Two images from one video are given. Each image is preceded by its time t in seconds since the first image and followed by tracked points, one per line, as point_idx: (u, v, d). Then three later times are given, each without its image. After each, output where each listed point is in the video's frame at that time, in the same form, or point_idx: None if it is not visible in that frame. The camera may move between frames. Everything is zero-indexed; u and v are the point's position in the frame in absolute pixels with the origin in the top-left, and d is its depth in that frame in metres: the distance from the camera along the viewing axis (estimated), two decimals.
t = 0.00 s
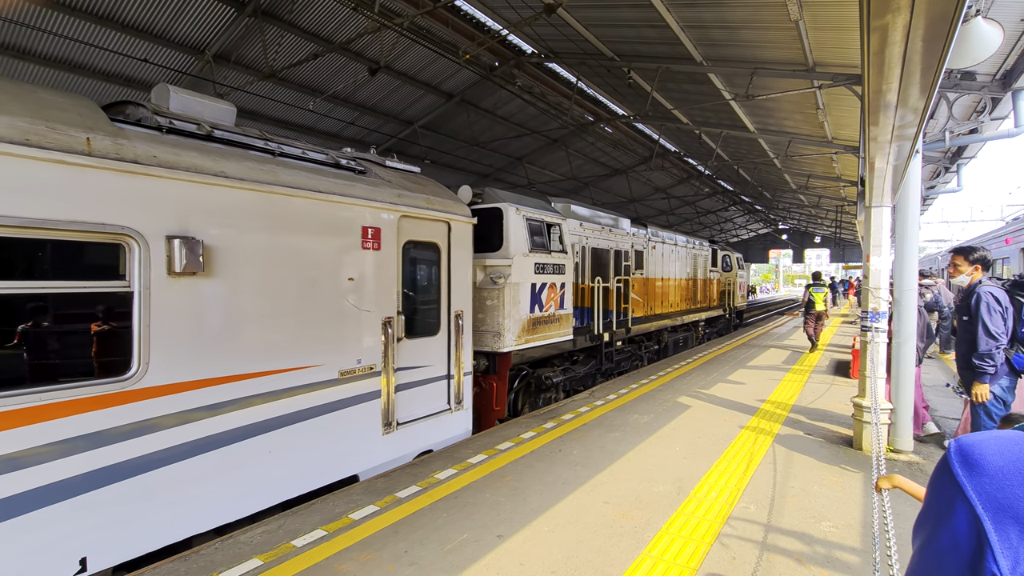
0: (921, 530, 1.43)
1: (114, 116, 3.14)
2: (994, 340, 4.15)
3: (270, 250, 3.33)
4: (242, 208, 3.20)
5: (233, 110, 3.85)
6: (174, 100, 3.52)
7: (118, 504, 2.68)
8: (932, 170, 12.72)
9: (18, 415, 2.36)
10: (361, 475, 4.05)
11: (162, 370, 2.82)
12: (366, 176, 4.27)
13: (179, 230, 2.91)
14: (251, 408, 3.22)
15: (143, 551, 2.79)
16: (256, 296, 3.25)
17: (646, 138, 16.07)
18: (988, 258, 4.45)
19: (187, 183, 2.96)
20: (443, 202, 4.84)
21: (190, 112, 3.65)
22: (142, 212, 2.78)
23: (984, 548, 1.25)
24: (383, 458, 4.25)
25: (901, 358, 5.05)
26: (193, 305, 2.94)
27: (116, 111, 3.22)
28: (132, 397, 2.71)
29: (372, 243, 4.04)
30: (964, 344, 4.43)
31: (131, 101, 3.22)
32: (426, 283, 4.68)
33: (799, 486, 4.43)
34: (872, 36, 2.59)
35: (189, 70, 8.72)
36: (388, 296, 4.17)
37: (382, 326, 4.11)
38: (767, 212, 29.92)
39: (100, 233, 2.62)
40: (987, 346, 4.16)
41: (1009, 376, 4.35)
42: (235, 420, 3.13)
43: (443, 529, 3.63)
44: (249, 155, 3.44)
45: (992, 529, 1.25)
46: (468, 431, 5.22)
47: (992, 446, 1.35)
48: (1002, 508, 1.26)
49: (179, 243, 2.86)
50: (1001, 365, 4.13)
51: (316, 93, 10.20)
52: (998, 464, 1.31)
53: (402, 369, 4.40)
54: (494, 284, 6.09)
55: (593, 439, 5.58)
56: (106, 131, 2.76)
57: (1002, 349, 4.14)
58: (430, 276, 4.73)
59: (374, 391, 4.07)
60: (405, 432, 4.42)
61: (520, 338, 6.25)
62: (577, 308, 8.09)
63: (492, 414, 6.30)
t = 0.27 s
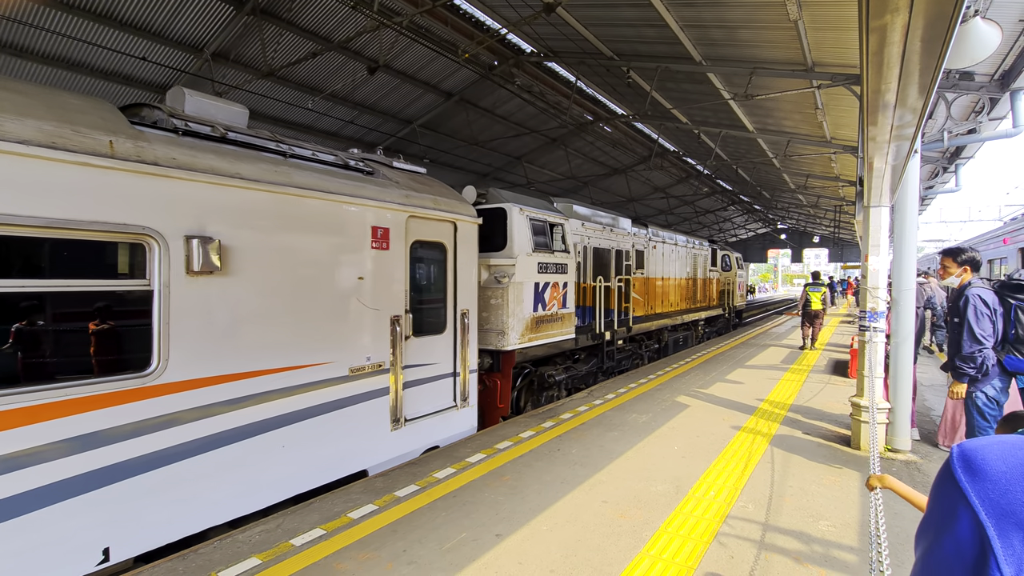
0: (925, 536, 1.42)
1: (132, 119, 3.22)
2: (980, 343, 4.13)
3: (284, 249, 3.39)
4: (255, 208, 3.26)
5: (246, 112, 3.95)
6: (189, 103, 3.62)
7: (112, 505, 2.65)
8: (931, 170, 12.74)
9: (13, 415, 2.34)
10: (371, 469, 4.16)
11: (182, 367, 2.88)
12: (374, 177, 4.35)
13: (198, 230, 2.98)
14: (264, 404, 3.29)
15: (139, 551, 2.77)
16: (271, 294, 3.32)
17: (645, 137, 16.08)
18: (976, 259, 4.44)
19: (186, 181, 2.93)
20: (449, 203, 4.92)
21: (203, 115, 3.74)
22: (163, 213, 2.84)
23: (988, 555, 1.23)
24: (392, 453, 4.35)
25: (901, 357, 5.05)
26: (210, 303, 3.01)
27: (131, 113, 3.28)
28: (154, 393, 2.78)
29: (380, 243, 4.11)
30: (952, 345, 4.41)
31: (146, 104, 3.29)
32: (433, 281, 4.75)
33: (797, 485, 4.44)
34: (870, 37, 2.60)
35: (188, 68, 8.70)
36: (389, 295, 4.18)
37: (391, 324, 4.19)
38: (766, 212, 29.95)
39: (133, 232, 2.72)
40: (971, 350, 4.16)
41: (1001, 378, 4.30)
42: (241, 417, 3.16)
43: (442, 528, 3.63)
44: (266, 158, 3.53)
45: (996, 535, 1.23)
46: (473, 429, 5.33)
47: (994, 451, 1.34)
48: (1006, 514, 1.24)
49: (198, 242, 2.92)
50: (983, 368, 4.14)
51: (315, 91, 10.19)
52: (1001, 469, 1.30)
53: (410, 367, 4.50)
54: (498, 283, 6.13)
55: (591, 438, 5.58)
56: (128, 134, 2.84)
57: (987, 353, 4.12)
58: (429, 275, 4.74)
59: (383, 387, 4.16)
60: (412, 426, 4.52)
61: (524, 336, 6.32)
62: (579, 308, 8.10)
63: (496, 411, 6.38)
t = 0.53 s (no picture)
0: (930, 543, 1.46)
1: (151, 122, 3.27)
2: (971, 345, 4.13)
3: (298, 249, 3.46)
4: (267, 208, 3.31)
5: (260, 116, 4.02)
6: (206, 106, 3.65)
7: (109, 505, 2.64)
8: (930, 170, 12.74)
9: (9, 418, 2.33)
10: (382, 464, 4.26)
11: (201, 364, 2.96)
12: (383, 178, 4.38)
13: (217, 230, 3.05)
14: (280, 400, 3.37)
15: (136, 550, 2.77)
16: (287, 292, 3.39)
17: (645, 137, 16.07)
18: (967, 261, 4.40)
19: (185, 180, 2.92)
20: (457, 204, 4.98)
21: (218, 117, 3.78)
22: (183, 213, 2.91)
23: (993, 563, 1.27)
24: (402, 448, 4.42)
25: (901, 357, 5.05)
26: (229, 301, 3.08)
27: (149, 116, 3.30)
28: (174, 388, 2.86)
29: (388, 242, 4.15)
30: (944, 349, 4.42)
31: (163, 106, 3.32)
32: (441, 280, 4.81)
33: (796, 485, 4.44)
34: (871, 36, 2.60)
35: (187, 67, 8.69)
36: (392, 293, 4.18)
37: (400, 322, 4.26)
38: (766, 211, 29.93)
39: (156, 231, 2.80)
40: (963, 352, 4.15)
41: (998, 380, 4.30)
42: (246, 416, 3.19)
43: (441, 527, 3.63)
44: (281, 160, 3.57)
45: (1000, 543, 1.27)
46: (480, 425, 5.43)
47: (998, 457, 1.38)
48: (1010, 522, 1.28)
49: (217, 242, 3.00)
50: (977, 370, 4.11)
51: (315, 90, 10.19)
52: (1005, 476, 1.33)
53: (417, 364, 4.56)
54: (501, 283, 6.22)
55: (591, 437, 5.59)
56: (150, 137, 2.89)
57: (979, 354, 4.11)
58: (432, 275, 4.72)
59: (393, 385, 4.23)
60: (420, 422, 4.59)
61: (529, 335, 6.38)
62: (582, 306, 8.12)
63: (500, 408, 6.48)
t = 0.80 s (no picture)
0: (929, 544, 1.47)
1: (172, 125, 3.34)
2: (970, 345, 4.10)
3: (314, 250, 3.55)
4: (279, 209, 3.36)
5: (275, 119, 4.03)
6: (224, 109, 3.68)
7: (107, 506, 2.62)
8: (931, 169, 12.73)
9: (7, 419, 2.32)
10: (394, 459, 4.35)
11: (223, 361, 3.05)
12: (394, 180, 4.46)
13: (238, 231, 3.15)
14: (298, 396, 3.46)
15: (135, 551, 2.76)
16: (304, 291, 3.49)
17: (646, 136, 16.06)
18: (964, 261, 4.37)
19: (184, 179, 2.91)
20: (466, 204, 5.06)
21: (236, 121, 3.80)
22: (206, 215, 3.00)
23: (991, 567, 1.28)
24: (413, 444, 4.51)
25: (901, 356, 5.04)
26: (249, 301, 3.18)
27: (168, 120, 3.38)
28: (199, 383, 2.95)
29: (398, 242, 4.22)
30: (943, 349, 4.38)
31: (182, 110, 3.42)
32: (450, 280, 4.90)
33: (797, 485, 4.44)
34: (871, 36, 2.59)
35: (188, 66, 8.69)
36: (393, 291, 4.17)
37: (411, 321, 4.35)
38: (767, 211, 29.90)
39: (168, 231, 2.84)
40: (963, 353, 4.11)
41: (999, 379, 4.29)
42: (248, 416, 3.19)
43: (441, 527, 3.63)
44: (302, 163, 3.67)
45: (997, 547, 1.28)
46: (486, 422, 5.51)
47: (998, 461, 1.38)
48: (1008, 526, 1.29)
49: (239, 243, 3.09)
50: (978, 370, 4.08)
51: (315, 90, 10.19)
52: (1005, 480, 1.34)
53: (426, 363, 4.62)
54: (506, 284, 6.23)
55: (591, 437, 5.59)
56: (174, 141, 2.97)
57: (979, 354, 4.08)
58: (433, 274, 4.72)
59: (404, 382, 4.32)
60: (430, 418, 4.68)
61: (535, 333, 6.42)
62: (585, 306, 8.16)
63: (507, 406, 6.57)
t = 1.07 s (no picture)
0: (930, 545, 1.50)
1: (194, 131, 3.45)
2: (972, 347, 4.09)
3: (328, 251, 3.64)
4: (288, 211, 3.41)
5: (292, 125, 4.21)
6: (243, 115, 3.87)
7: (104, 507, 2.62)
8: (933, 169, 12.71)
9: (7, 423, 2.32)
10: (405, 455, 4.48)
11: (244, 359, 3.17)
12: (404, 182, 4.55)
13: (259, 233, 3.26)
14: (316, 392, 3.58)
15: (134, 551, 2.75)
16: (322, 291, 3.60)
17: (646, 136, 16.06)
18: (964, 261, 4.34)
19: (182, 180, 2.90)
20: (474, 206, 5.16)
21: (254, 127, 3.98)
22: (230, 219, 3.12)
23: (992, 568, 1.30)
24: (424, 440, 4.64)
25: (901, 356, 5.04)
26: (272, 300, 3.30)
27: (188, 124, 3.47)
28: (222, 380, 3.06)
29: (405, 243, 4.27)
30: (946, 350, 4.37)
31: (202, 116, 3.48)
32: (461, 280, 5.00)
33: (797, 485, 4.43)
34: (872, 36, 2.59)
35: (188, 67, 8.71)
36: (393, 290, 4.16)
37: (423, 320, 4.46)
38: (767, 211, 29.90)
39: (171, 234, 2.86)
40: (965, 354, 4.10)
41: (1003, 379, 4.27)
42: (247, 417, 3.19)
43: (442, 527, 3.63)
44: (314, 167, 3.76)
45: (1000, 550, 1.30)
46: (495, 419, 5.61)
47: (1001, 463, 1.40)
48: (1010, 529, 1.31)
49: (260, 245, 3.21)
50: (980, 371, 4.09)
51: (316, 90, 10.19)
52: (1007, 483, 1.36)
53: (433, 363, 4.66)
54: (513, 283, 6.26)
55: (592, 437, 5.59)
56: (199, 147, 3.08)
57: (983, 355, 4.07)
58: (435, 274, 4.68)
59: (416, 379, 4.42)
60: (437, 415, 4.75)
61: (541, 332, 6.51)
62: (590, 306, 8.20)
63: (514, 404, 6.63)
